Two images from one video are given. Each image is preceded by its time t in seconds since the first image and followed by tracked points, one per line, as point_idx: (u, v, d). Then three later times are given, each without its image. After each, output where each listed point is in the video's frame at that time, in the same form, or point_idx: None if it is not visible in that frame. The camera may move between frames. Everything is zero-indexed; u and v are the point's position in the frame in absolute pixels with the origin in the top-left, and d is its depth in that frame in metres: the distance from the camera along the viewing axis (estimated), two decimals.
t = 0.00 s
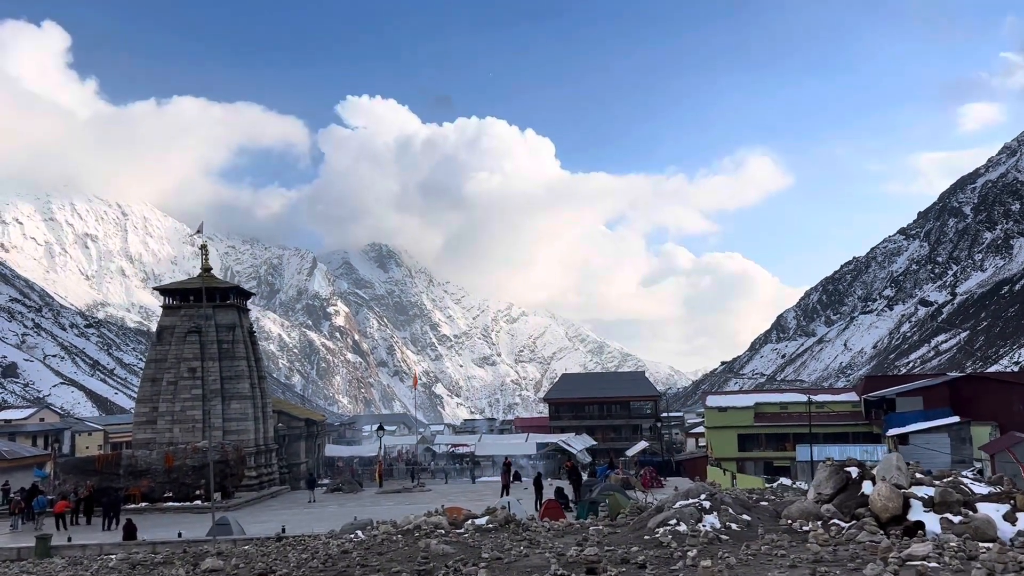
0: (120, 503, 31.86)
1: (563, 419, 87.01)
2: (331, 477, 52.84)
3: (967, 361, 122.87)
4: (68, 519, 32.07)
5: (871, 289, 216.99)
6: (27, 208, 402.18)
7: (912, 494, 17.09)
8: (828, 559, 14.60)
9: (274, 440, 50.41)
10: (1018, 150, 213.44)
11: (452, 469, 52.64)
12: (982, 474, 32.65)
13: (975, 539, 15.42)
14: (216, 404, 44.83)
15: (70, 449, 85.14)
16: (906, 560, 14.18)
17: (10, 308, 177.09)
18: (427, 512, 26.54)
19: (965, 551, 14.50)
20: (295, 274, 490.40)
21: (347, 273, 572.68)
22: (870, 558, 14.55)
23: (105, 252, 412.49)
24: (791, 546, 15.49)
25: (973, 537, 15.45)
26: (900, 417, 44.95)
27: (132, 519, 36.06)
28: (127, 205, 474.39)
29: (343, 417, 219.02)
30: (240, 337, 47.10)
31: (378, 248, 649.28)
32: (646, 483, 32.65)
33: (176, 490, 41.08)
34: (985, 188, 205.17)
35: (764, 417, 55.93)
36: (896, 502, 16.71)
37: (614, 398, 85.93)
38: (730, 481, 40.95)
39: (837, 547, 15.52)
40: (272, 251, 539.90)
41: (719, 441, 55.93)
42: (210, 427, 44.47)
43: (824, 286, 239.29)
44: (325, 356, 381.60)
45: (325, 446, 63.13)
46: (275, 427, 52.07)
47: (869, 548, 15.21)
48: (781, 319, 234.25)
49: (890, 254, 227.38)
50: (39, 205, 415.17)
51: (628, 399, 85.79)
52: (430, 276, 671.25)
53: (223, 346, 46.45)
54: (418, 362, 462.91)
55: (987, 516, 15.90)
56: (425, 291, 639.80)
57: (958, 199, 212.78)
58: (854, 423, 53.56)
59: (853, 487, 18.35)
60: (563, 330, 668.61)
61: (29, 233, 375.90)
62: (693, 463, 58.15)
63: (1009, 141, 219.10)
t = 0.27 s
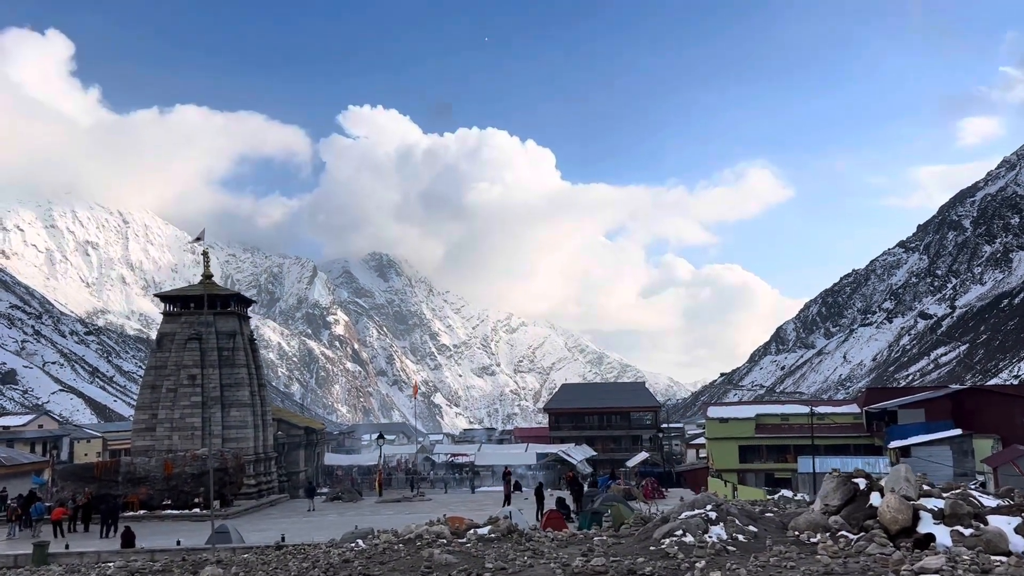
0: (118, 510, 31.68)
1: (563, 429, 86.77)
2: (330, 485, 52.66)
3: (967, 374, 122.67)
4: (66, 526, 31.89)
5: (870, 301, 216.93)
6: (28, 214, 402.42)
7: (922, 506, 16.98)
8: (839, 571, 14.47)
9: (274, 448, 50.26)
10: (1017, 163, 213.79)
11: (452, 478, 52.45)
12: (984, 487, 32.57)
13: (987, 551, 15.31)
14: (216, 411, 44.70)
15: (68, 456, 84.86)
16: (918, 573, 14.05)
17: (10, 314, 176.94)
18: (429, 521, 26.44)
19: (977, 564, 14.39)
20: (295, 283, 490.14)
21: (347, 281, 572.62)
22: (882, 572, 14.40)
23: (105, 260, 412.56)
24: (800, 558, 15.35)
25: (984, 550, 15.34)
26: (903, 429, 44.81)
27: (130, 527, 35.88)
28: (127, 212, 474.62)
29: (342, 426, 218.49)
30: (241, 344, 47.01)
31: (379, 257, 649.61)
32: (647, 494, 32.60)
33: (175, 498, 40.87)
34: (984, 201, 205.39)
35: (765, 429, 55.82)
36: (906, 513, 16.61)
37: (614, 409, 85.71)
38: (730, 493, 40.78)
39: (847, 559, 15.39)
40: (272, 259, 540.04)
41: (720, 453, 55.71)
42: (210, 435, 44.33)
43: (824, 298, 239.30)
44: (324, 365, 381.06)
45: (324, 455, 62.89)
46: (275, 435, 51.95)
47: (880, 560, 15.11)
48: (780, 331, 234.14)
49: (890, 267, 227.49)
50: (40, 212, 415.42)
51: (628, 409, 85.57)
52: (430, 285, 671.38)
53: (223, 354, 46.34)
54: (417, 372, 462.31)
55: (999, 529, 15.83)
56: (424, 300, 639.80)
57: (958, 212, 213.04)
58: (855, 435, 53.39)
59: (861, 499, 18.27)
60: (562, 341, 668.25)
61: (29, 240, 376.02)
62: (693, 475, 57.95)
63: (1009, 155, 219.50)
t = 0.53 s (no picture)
0: (115, 522, 31.42)
1: (562, 443, 86.52)
2: (329, 498, 52.38)
3: (968, 392, 122.36)
4: (62, 537, 31.59)
5: (871, 317, 216.79)
6: (29, 224, 403.00)
7: (933, 526, 16.87)
8: None
9: (272, 460, 50.03)
10: (1018, 181, 214.07)
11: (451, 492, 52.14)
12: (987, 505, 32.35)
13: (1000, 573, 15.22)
14: (214, 422, 44.47)
15: (65, 466, 84.58)
16: None
17: (9, 323, 176.90)
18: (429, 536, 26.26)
19: None
20: (295, 294, 489.96)
21: (347, 293, 572.64)
22: None
23: (106, 269, 412.56)
24: None
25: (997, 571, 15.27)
26: (905, 446, 44.69)
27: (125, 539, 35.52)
28: (129, 222, 475.33)
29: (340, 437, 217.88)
30: (240, 355, 46.86)
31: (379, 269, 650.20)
32: (648, 509, 32.66)
33: (172, 510, 40.56)
34: (985, 218, 205.63)
35: (767, 445, 55.62)
36: (917, 534, 16.48)
37: (614, 423, 85.45)
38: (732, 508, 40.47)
39: None
40: (273, 270, 540.14)
41: (721, 469, 55.39)
42: (207, 446, 44.03)
43: (824, 314, 239.26)
44: (323, 377, 380.30)
45: (323, 467, 62.65)
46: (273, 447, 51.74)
47: None
48: (780, 347, 233.93)
49: (890, 283, 227.47)
50: (41, 222, 416.03)
51: (628, 423, 85.33)
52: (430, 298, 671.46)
53: (222, 365, 46.18)
54: (416, 384, 461.46)
55: (1013, 550, 15.73)
56: (424, 312, 639.67)
57: (959, 229, 213.15)
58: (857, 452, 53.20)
59: (869, 517, 18.13)
60: (562, 354, 667.47)
61: (30, 250, 376.49)
62: (694, 490, 57.64)
63: (1009, 173, 219.87)
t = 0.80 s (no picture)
0: (111, 535, 31.18)
1: (562, 459, 86.19)
2: (327, 512, 52.08)
3: (968, 411, 121.99)
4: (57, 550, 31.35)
5: (871, 335, 216.57)
6: (31, 235, 403.63)
7: (944, 545, 16.90)
8: None
9: (271, 473, 49.76)
10: (1018, 201, 214.36)
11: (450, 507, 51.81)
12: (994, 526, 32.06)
13: None
14: (213, 435, 44.24)
15: (62, 478, 84.22)
16: None
17: (9, 334, 176.82)
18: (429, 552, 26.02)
19: None
20: (295, 307, 489.86)
21: (347, 306, 572.70)
22: None
23: (106, 281, 412.62)
24: None
25: None
26: (908, 464, 44.49)
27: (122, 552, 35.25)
28: (130, 235, 476.06)
29: (339, 452, 217.22)
30: (239, 367, 46.68)
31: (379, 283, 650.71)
32: (650, 526, 32.63)
33: (170, 523, 40.27)
34: (985, 237, 205.84)
35: (768, 462, 55.36)
36: (927, 552, 16.51)
37: (614, 439, 85.10)
38: (734, 526, 40.20)
39: None
40: (273, 283, 540.21)
41: (723, 486, 55.08)
42: (205, 459, 43.78)
43: (825, 331, 239.08)
44: (322, 391, 379.42)
45: (321, 481, 62.28)
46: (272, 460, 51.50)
47: None
48: (780, 364, 233.49)
49: (891, 301, 227.34)
50: (43, 233, 416.69)
51: (628, 439, 84.98)
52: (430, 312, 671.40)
53: (222, 377, 46.01)
54: (415, 399, 460.44)
55: None
56: (424, 326, 639.39)
57: (959, 247, 213.25)
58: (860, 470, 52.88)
59: (876, 535, 18.07)
60: (561, 370, 666.53)
61: (31, 261, 376.99)
62: (695, 508, 57.30)
63: (1009, 193, 220.25)
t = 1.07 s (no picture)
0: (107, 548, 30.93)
1: (562, 473, 85.99)
2: (326, 526, 51.78)
3: (968, 428, 121.85)
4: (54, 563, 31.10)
5: (871, 352, 216.19)
6: (32, 245, 403.56)
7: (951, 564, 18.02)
8: None
9: (269, 486, 49.51)
10: (1018, 218, 214.56)
11: (449, 522, 51.55)
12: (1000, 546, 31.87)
13: None
14: (211, 447, 43.99)
15: (60, 489, 83.89)
16: None
17: (8, 344, 176.52)
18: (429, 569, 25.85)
19: None
20: (295, 320, 489.30)
21: (347, 319, 572.26)
22: None
23: (106, 292, 412.39)
24: None
25: None
26: (911, 481, 44.29)
27: (119, 565, 34.96)
28: (130, 245, 476.03)
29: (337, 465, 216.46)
30: (239, 379, 46.45)
31: (379, 295, 650.86)
32: (652, 543, 32.39)
33: (167, 536, 39.98)
34: (985, 254, 205.91)
35: (770, 478, 55.11)
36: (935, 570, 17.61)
37: (614, 453, 84.76)
38: (735, 542, 39.95)
39: None
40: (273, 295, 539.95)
41: (725, 502, 54.78)
42: (204, 471, 43.54)
43: (825, 347, 238.92)
44: (321, 403, 378.21)
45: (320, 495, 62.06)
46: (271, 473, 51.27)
47: None
48: (780, 380, 233.11)
49: (891, 317, 227.22)
50: (43, 243, 416.65)
51: (628, 454, 84.71)
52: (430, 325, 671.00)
53: (221, 389, 45.77)
54: (414, 412, 459.35)
55: None
56: (424, 339, 638.74)
57: (960, 264, 213.36)
58: (861, 487, 52.63)
59: (885, 554, 19.09)
60: (561, 383, 665.51)
61: (31, 271, 376.94)
62: (696, 524, 57.04)
63: (1010, 210, 220.53)
